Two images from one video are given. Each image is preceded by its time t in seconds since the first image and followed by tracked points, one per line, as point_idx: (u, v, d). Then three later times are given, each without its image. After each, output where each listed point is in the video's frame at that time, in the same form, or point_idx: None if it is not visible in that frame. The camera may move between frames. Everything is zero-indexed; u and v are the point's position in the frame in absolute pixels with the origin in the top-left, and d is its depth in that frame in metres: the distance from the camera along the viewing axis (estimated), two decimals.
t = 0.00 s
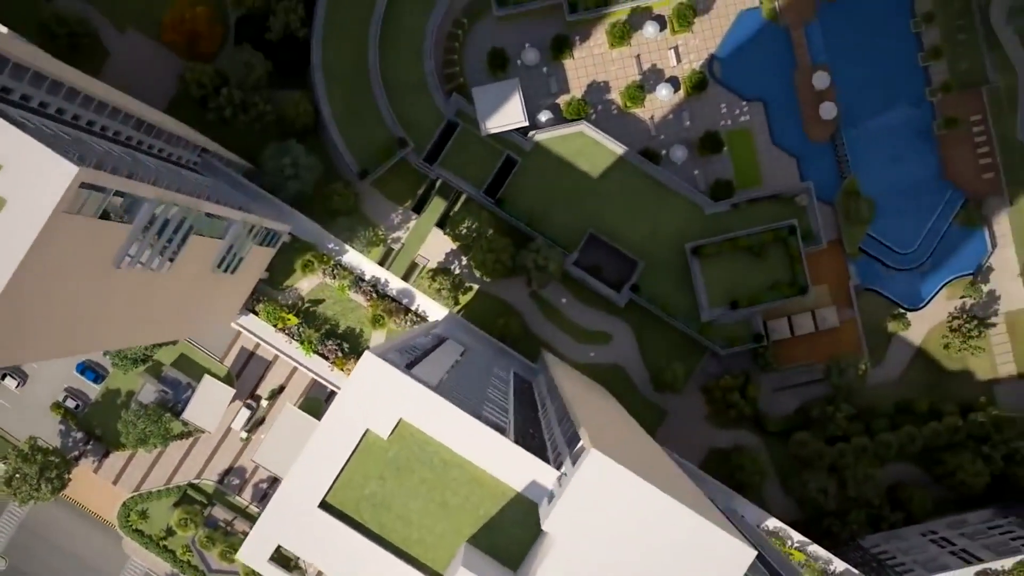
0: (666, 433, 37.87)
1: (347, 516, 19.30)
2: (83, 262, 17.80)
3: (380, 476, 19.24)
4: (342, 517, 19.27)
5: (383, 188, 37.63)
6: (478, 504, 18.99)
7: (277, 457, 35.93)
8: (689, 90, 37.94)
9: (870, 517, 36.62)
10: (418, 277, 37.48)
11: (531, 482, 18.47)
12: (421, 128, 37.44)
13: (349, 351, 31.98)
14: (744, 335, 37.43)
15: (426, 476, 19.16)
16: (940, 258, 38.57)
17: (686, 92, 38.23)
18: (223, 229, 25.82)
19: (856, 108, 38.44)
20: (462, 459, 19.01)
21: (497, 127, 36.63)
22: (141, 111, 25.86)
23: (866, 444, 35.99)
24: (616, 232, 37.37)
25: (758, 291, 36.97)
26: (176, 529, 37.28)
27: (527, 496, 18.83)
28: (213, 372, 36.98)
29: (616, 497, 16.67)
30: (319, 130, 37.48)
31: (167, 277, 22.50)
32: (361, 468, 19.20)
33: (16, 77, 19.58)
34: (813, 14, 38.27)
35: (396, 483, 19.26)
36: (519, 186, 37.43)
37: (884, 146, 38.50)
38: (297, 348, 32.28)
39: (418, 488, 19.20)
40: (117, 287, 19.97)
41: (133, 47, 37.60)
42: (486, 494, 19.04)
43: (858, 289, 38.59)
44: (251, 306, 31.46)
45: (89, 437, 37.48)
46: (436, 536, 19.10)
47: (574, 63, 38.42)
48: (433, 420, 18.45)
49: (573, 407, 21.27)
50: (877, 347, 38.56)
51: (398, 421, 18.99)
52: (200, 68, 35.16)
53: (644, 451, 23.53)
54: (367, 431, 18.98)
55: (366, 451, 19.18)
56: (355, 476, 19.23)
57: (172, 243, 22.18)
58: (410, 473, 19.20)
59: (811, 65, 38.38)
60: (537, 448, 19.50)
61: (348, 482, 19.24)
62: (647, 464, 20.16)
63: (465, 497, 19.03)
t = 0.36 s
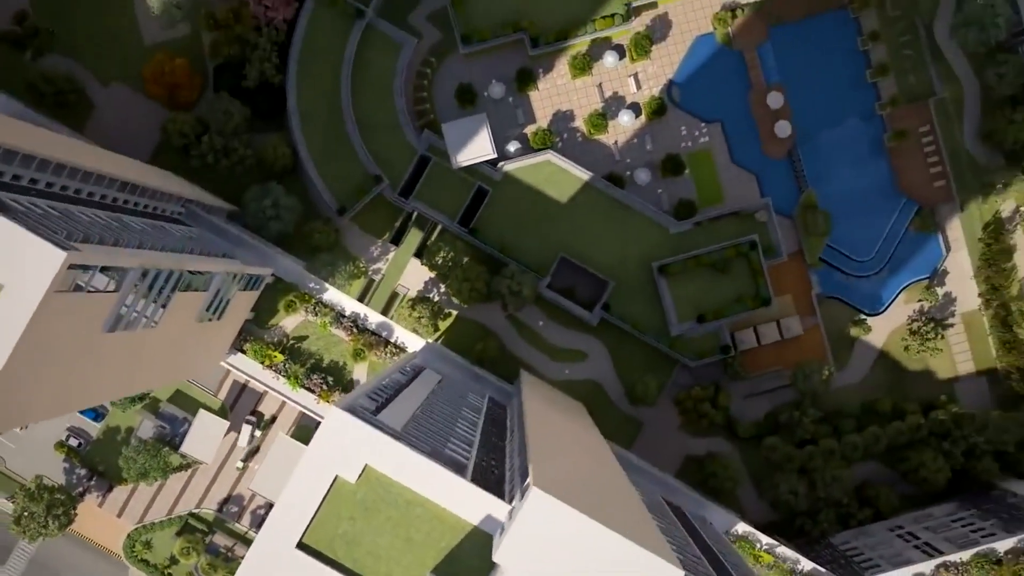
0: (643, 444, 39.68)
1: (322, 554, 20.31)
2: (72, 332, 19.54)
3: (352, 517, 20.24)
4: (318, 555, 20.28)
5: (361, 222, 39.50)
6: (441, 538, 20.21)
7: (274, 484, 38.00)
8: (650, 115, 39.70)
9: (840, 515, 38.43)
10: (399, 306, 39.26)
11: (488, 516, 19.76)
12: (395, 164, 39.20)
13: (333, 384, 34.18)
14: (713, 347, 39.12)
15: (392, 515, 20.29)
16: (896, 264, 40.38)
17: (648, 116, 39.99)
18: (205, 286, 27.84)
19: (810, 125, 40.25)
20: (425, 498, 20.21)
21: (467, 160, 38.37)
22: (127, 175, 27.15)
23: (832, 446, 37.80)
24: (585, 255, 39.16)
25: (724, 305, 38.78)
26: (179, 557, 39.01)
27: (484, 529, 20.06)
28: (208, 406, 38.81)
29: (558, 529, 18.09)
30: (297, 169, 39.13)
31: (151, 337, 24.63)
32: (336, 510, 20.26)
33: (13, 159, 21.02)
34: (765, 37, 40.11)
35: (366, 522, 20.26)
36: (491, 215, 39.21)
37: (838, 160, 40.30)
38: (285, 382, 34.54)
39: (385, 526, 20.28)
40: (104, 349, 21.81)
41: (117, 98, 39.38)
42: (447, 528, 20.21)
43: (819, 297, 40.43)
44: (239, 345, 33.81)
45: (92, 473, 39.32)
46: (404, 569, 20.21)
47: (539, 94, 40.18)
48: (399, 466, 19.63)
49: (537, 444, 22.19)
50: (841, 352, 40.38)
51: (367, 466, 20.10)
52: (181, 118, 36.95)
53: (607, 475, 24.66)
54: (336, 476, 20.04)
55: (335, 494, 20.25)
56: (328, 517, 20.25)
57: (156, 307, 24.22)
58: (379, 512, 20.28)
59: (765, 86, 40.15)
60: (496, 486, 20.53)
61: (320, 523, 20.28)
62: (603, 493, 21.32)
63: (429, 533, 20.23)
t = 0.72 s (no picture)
0: (624, 455, 41.50)
1: None
2: (72, 395, 21.28)
3: (333, 553, 21.69)
4: None
5: (344, 256, 41.31)
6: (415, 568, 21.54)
7: (272, 508, 39.75)
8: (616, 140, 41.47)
9: (814, 515, 40.26)
10: (383, 334, 41.03)
11: (455, 548, 20.96)
12: (374, 199, 40.95)
13: (322, 415, 37.69)
14: (686, 359, 40.93)
15: (368, 550, 21.65)
16: (859, 271, 42.15)
17: (614, 141, 41.75)
18: (195, 333, 29.77)
19: (770, 142, 41.98)
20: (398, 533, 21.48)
21: (442, 192, 40.15)
22: (117, 232, 28.83)
23: (803, 450, 39.63)
24: (560, 277, 40.93)
25: (694, 319, 40.58)
26: None
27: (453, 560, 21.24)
28: (206, 438, 40.54)
29: (520, 565, 19.21)
30: (281, 209, 41.02)
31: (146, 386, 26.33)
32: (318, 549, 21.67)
33: (10, 235, 22.84)
34: (723, 59, 41.79)
35: (346, 557, 21.71)
36: (468, 244, 40.97)
37: (798, 174, 42.00)
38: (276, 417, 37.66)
39: (363, 559, 21.70)
40: (105, 405, 23.61)
41: (105, 149, 41.19)
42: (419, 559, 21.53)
43: (787, 307, 42.18)
44: (233, 383, 37.00)
45: (98, 508, 41.05)
46: None
47: (509, 125, 41.93)
48: (372, 507, 20.93)
49: (507, 476, 23.22)
50: (809, 358, 42.19)
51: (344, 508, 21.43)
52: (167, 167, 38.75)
53: (576, 493, 25.71)
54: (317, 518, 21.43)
55: (317, 535, 21.62)
56: (311, 555, 21.71)
57: (150, 357, 26.00)
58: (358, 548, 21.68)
59: (724, 106, 41.89)
60: (465, 517, 21.90)
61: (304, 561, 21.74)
62: (568, 517, 22.40)
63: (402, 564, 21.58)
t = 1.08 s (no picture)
0: (608, 466, 43.26)
1: None
2: (73, 449, 22.92)
3: None
4: None
5: (332, 288, 43.08)
6: None
7: (272, 534, 40.97)
8: (586, 165, 43.26)
9: (793, 515, 42.02)
10: (372, 362, 42.79)
11: None
12: (357, 233, 42.78)
13: (316, 445, 39.77)
14: (663, 372, 42.69)
15: None
16: (826, 280, 43.84)
17: (584, 166, 43.52)
18: (190, 377, 31.35)
19: (734, 159, 43.68)
20: (382, 568, 22.45)
21: (421, 224, 41.78)
22: (110, 286, 30.70)
23: (779, 454, 41.40)
24: (539, 299, 42.66)
25: (669, 333, 42.28)
26: None
27: None
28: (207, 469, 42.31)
29: None
30: (268, 246, 42.84)
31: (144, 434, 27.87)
32: None
33: (10, 300, 24.89)
34: (685, 82, 43.53)
35: None
36: (449, 271, 42.71)
37: (763, 188, 43.70)
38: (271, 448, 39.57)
39: None
40: (107, 455, 25.33)
41: (98, 197, 42.98)
42: None
43: (759, 317, 43.90)
44: (229, 419, 38.89)
45: (107, 541, 42.76)
46: None
47: (484, 155, 43.71)
48: (357, 545, 22.06)
49: (481, 505, 25.10)
50: (782, 365, 43.94)
51: (330, 546, 22.44)
52: (157, 213, 40.53)
53: (552, 514, 27.50)
54: (305, 557, 22.39)
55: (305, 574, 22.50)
56: None
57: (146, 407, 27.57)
58: None
59: (689, 128, 43.64)
60: (444, 545, 23.50)
61: None
62: (542, 545, 23.82)
63: None
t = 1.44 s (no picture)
0: (596, 478, 44.99)
1: None
2: (81, 499, 24.62)
3: None
4: None
5: (323, 319, 44.86)
6: None
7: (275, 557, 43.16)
8: (562, 189, 45.03)
9: (775, 517, 43.75)
10: (364, 389, 44.49)
11: None
12: (344, 265, 44.52)
13: (313, 474, 41.67)
14: (644, 385, 44.42)
15: None
16: (798, 288, 45.54)
17: (560, 190, 45.29)
18: (190, 419, 33.12)
19: (703, 177, 45.42)
20: None
21: (405, 254, 43.42)
22: (110, 336, 32.45)
23: (758, 460, 43.11)
24: (522, 320, 44.38)
25: (648, 348, 44.00)
26: None
27: None
28: (211, 498, 43.88)
29: None
30: (260, 282, 44.60)
31: (147, 477, 29.55)
32: None
33: (16, 360, 26.67)
34: (653, 105, 45.23)
35: None
36: (434, 298, 44.40)
37: (732, 204, 45.45)
38: (270, 479, 41.26)
39: None
40: (113, 501, 27.04)
41: (93, 242, 44.68)
42: None
43: (735, 327, 45.66)
44: (228, 452, 40.61)
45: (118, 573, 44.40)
46: None
47: (463, 184, 45.41)
48: None
49: (465, 531, 26.79)
50: (758, 372, 45.70)
51: None
52: (151, 256, 42.25)
53: (535, 532, 29.28)
54: None
55: None
56: None
57: (148, 452, 29.23)
58: None
59: (659, 148, 45.36)
60: (430, 572, 25.16)
61: None
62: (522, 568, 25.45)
63: None
